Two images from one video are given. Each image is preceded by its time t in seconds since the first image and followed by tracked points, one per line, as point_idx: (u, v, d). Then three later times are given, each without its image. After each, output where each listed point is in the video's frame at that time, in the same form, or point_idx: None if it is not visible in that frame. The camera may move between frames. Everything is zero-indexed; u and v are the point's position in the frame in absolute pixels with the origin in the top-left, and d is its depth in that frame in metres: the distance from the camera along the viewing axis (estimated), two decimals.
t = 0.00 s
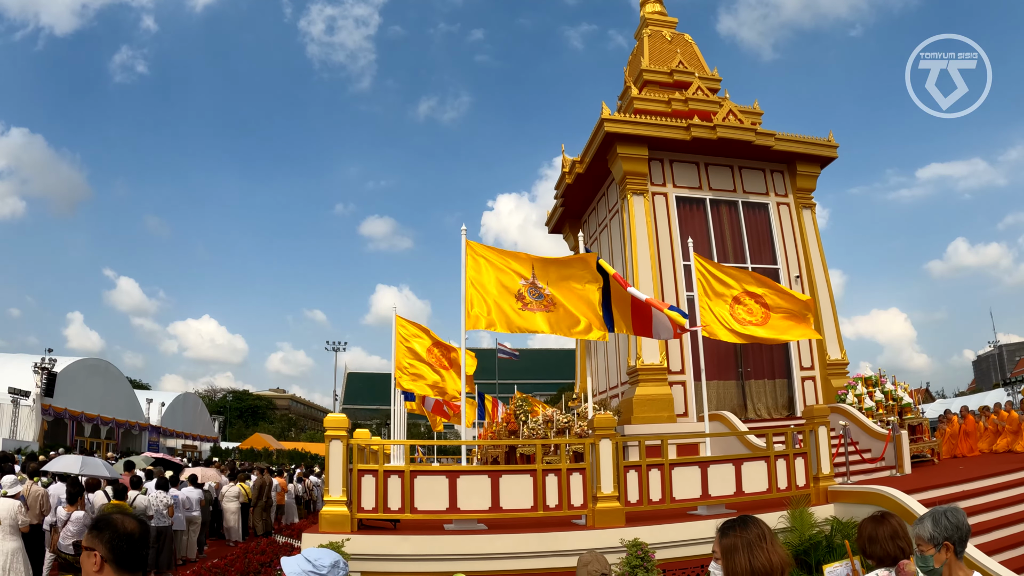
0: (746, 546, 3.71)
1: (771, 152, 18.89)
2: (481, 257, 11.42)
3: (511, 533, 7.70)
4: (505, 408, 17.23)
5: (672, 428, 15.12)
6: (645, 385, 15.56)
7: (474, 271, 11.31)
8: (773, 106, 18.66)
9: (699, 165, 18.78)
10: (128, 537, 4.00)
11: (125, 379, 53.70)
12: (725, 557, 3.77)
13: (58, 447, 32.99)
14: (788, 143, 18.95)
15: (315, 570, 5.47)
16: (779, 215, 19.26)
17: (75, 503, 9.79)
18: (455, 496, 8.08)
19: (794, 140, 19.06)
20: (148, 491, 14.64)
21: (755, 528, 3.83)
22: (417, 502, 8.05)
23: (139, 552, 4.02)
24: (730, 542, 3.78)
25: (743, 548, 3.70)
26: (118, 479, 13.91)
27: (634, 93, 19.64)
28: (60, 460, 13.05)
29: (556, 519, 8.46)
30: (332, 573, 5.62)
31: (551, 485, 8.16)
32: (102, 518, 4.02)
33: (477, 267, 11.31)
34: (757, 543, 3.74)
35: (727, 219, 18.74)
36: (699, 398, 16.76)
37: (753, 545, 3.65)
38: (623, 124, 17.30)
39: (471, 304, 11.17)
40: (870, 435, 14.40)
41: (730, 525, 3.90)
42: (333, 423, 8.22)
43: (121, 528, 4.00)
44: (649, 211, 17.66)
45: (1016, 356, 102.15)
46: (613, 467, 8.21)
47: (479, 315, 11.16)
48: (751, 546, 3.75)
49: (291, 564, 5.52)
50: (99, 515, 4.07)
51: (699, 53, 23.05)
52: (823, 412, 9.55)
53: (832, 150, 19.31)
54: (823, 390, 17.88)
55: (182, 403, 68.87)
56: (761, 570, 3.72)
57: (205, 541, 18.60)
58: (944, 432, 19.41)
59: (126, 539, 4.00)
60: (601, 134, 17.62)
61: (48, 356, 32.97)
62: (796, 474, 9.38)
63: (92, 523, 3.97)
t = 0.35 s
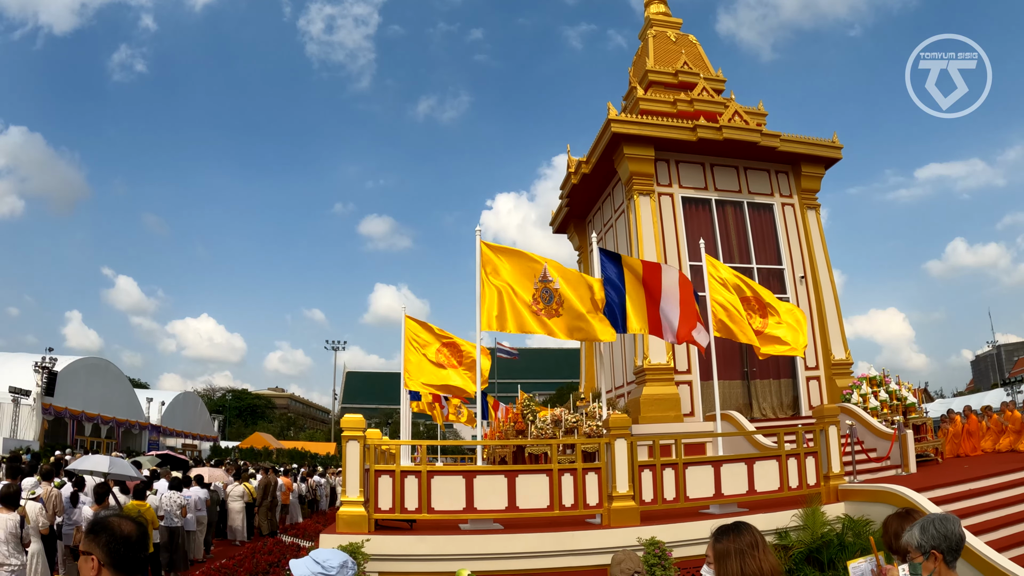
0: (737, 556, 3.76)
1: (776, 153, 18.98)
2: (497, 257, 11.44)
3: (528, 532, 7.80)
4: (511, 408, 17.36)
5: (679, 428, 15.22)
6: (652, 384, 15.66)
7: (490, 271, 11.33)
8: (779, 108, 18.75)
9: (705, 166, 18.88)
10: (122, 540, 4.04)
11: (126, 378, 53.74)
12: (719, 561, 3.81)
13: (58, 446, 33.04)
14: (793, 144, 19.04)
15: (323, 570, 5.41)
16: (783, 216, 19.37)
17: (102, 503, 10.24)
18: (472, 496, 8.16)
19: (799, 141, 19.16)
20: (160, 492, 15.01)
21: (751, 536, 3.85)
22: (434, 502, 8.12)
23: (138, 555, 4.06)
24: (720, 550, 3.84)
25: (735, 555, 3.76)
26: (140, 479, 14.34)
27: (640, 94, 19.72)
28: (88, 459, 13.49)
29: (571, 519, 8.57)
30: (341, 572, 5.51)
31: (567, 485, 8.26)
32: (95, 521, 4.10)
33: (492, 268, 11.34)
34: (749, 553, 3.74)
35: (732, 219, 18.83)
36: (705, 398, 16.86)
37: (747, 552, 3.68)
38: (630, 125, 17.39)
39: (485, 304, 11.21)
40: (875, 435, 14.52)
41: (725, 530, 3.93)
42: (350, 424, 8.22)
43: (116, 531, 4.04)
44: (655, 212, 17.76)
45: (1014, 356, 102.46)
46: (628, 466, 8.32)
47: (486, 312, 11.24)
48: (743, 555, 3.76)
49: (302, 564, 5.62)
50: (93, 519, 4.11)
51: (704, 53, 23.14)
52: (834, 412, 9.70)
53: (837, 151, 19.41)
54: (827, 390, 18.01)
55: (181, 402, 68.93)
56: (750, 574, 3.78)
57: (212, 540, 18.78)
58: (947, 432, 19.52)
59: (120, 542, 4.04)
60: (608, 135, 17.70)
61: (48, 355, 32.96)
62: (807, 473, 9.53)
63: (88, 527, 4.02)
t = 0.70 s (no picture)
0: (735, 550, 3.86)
1: (782, 153, 19.07)
2: (515, 257, 11.56)
3: (546, 530, 7.89)
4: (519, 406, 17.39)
5: (687, 425, 15.32)
6: (660, 382, 15.76)
7: (508, 270, 11.45)
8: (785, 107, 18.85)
9: (711, 165, 18.97)
10: (128, 542, 4.16)
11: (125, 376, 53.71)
12: (717, 554, 3.93)
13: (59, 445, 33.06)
14: (799, 144, 19.12)
15: None
16: (789, 216, 19.47)
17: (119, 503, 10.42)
18: (491, 494, 8.23)
19: (805, 141, 19.25)
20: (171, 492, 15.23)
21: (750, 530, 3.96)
22: (452, 501, 8.19)
23: (147, 556, 4.20)
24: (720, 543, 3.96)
25: (734, 551, 3.85)
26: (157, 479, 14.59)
27: (646, 93, 19.81)
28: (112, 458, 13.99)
29: (588, 516, 8.69)
30: None
31: (585, 482, 8.37)
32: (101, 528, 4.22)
33: (510, 267, 11.46)
34: (749, 549, 3.86)
35: (738, 219, 18.92)
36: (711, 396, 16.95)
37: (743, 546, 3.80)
38: (637, 124, 17.47)
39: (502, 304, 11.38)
40: (881, 433, 14.63)
41: (727, 524, 4.03)
42: (368, 423, 8.21)
43: (122, 534, 4.16)
44: (662, 211, 17.85)
45: (1012, 356, 102.80)
46: (645, 464, 8.45)
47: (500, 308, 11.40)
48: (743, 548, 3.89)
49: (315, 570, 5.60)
50: (100, 525, 4.22)
51: (709, 53, 23.23)
52: (846, 411, 9.85)
53: (842, 151, 19.51)
54: (833, 389, 18.10)
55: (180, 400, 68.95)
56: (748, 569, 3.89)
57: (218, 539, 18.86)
58: (950, 430, 19.66)
59: (125, 544, 4.15)
60: (615, 134, 17.78)
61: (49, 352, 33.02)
62: (819, 470, 9.68)
63: (94, 534, 4.15)
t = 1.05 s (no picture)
0: (750, 544, 3.90)
1: (788, 153, 19.19)
2: (532, 257, 11.70)
3: (566, 527, 7.99)
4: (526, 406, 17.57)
5: (695, 423, 15.45)
6: (669, 381, 15.88)
7: (524, 270, 11.61)
8: (791, 107, 18.98)
9: (717, 165, 19.09)
10: (142, 531, 4.27)
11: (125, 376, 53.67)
12: (731, 551, 4.00)
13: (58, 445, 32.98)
14: (805, 144, 19.24)
15: None
16: (794, 215, 19.60)
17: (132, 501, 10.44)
18: (510, 492, 8.33)
19: (811, 141, 19.37)
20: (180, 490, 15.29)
21: (766, 526, 3.99)
22: (473, 499, 8.27)
23: (157, 541, 4.31)
24: (736, 537, 4.00)
25: (749, 547, 3.88)
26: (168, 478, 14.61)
27: (653, 92, 19.92)
28: (122, 457, 14.19)
29: (605, 514, 8.82)
30: None
31: (603, 480, 8.51)
32: (115, 521, 4.30)
33: (527, 267, 11.63)
34: (763, 544, 3.91)
35: (744, 218, 19.05)
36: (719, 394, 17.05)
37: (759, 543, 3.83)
38: (645, 123, 17.57)
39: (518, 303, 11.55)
40: (887, 431, 14.78)
41: (742, 519, 4.08)
42: (389, 421, 8.26)
43: (133, 523, 4.26)
44: (670, 210, 17.97)
45: (1009, 355, 103.08)
46: (662, 461, 8.61)
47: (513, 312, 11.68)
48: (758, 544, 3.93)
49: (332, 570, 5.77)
50: (110, 519, 4.29)
51: (714, 53, 23.34)
52: (857, 408, 10.05)
53: (847, 151, 19.65)
54: (838, 387, 18.21)
55: (180, 400, 68.90)
56: (763, 565, 3.96)
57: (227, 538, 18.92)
58: (954, 429, 19.81)
59: (141, 533, 4.26)
60: (623, 134, 17.88)
61: (44, 354, 33.11)
62: (831, 467, 9.85)
63: (106, 526, 4.22)
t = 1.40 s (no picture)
0: (763, 539, 3.91)
1: (791, 154, 19.29)
2: (542, 259, 11.84)
3: (581, 526, 8.06)
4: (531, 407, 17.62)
5: (700, 423, 15.55)
6: (673, 381, 15.96)
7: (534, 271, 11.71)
8: (794, 109, 19.08)
9: (721, 166, 19.18)
10: (154, 532, 4.21)
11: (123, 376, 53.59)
12: (745, 548, 3.95)
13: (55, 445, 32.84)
14: (808, 146, 19.34)
15: None
16: (797, 216, 19.72)
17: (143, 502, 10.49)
18: (525, 492, 8.41)
19: (814, 142, 19.47)
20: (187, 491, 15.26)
21: (779, 522, 3.99)
22: (488, 498, 8.34)
23: (167, 544, 4.23)
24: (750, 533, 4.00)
25: (761, 541, 3.89)
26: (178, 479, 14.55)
27: (656, 93, 20.01)
28: (127, 462, 14.28)
29: (617, 513, 8.92)
30: None
31: (617, 479, 8.61)
32: (129, 520, 4.27)
33: (537, 268, 11.73)
34: (777, 540, 3.92)
35: (748, 219, 19.15)
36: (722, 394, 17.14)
37: (771, 537, 3.85)
38: (650, 124, 17.65)
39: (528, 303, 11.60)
40: (891, 430, 14.87)
41: (755, 516, 4.03)
42: (404, 422, 8.28)
43: (147, 522, 4.22)
44: (674, 210, 18.06)
45: (1005, 356, 103.36)
46: (674, 460, 8.73)
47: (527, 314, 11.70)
48: (771, 540, 3.93)
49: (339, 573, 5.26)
50: (125, 518, 4.27)
51: (716, 54, 23.44)
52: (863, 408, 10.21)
53: (850, 153, 19.76)
54: (841, 387, 18.31)
55: (177, 400, 68.73)
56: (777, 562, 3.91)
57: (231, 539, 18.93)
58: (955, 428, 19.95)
59: (153, 535, 4.20)
60: (627, 134, 17.97)
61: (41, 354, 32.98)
62: (840, 466, 10.00)
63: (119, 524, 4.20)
